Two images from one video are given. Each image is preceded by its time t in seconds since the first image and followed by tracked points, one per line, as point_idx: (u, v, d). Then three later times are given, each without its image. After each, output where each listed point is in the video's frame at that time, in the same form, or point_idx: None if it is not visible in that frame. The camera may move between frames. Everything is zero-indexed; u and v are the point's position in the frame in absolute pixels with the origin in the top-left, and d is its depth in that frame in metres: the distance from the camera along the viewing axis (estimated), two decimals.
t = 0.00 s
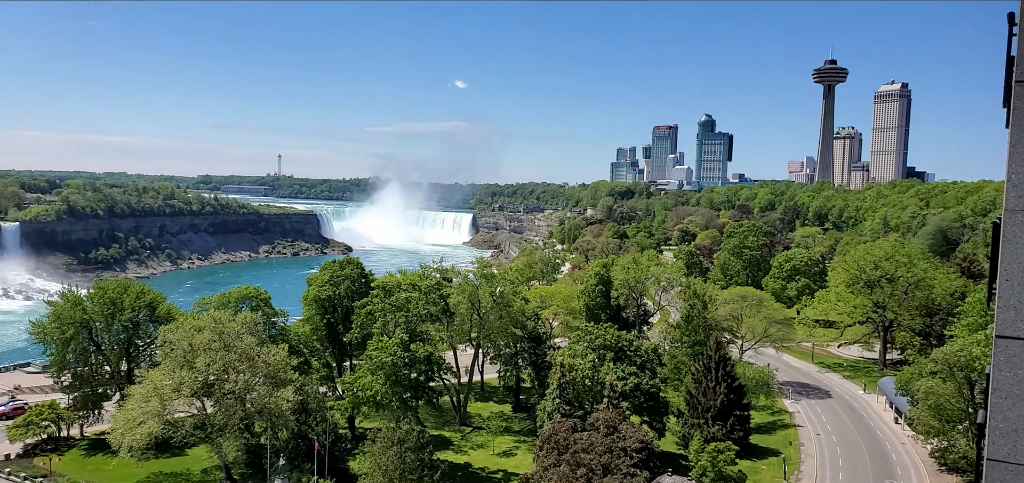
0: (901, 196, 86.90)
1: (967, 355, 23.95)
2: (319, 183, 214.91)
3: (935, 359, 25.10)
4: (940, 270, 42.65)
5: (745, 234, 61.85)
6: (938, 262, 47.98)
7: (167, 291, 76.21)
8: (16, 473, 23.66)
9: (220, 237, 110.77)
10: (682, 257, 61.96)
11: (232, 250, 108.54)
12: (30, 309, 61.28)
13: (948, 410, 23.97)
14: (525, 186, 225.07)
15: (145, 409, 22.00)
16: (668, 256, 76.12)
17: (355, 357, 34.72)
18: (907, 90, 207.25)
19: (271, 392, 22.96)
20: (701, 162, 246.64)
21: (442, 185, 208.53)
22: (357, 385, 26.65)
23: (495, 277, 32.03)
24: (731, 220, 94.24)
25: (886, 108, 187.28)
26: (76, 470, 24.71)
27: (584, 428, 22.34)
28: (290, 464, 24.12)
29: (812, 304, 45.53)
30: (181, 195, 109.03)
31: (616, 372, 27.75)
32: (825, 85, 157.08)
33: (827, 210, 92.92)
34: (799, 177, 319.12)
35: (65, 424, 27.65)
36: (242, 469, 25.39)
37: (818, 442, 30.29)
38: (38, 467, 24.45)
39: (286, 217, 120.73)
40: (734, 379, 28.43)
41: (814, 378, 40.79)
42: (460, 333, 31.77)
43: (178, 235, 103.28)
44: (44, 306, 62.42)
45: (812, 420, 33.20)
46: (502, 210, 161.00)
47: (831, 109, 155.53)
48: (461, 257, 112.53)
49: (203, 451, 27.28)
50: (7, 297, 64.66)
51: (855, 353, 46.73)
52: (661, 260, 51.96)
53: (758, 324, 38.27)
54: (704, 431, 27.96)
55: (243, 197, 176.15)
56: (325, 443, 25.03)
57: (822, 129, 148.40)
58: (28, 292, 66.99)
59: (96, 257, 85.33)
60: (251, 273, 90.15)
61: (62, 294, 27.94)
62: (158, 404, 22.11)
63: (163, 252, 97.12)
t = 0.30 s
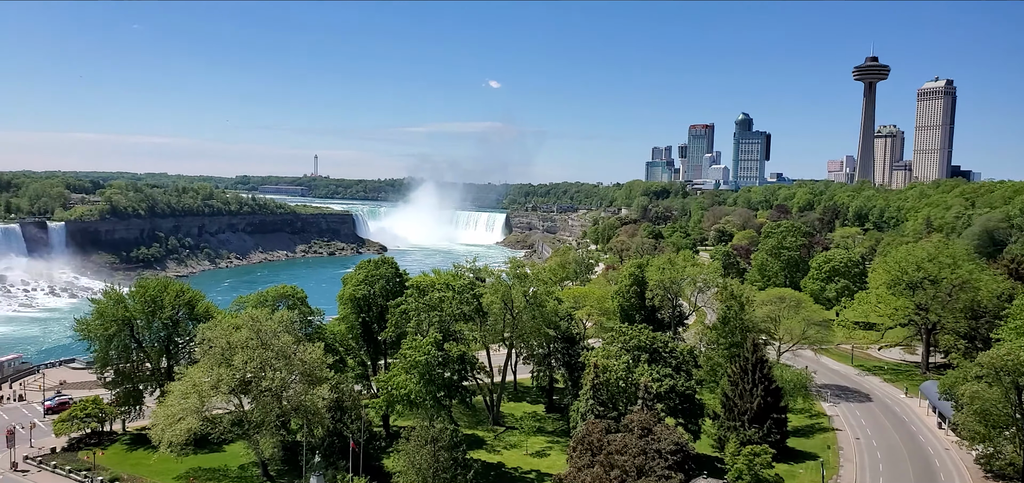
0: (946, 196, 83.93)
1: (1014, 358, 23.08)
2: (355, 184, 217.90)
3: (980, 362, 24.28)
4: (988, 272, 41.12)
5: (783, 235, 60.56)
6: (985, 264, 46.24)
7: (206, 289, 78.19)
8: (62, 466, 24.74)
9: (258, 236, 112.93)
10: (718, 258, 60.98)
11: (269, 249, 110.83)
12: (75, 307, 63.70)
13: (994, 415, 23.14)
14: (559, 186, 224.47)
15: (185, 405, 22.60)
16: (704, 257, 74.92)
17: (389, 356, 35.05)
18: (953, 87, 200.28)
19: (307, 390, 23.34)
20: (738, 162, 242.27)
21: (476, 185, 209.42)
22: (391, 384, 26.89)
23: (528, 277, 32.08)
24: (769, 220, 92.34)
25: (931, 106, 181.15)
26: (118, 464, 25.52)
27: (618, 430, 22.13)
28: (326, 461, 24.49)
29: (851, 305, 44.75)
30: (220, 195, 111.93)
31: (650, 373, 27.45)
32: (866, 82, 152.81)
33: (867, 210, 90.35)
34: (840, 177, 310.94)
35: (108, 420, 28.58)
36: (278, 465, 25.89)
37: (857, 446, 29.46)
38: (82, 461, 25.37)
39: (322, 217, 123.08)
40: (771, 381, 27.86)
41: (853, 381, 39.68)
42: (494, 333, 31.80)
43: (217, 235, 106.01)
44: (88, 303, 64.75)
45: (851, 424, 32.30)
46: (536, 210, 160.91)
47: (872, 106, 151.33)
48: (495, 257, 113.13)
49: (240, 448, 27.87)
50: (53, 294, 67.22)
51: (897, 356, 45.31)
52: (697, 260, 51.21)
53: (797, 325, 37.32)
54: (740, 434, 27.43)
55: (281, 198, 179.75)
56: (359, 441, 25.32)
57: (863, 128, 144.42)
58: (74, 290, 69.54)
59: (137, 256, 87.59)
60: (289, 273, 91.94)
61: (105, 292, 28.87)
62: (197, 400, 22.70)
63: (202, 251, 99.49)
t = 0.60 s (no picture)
0: (993, 195, 80.94)
1: None
2: (389, 184, 220.19)
3: None
4: None
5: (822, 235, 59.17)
6: None
7: (244, 287, 79.98)
8: (104, 459, 25.60)
9: (294, 236, 114.97)
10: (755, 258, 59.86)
11: (305, 248, 112.84)
12: (117, 304, 65.88)
13: None
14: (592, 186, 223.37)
15: (222, 401, 23.14)
16: (740, 258, 73.57)
17: (422, 354, 35.28)
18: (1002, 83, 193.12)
19: (341, 388, 23.66)
20: (775, 161, 237.55)
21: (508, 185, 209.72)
22: (424, 382, 27.07)
23: (560, 277, 32.00)
24: (807, 220, 90.27)
25: (978, 103, 174.99)
26: (157, 458, 26.23)
27: (652, 431, 21.87)
28: (359, 458, 24.84)
29: (892, 307, 43.39)
30: (256, 195, 114.54)
31: (684, 375, 27.07)
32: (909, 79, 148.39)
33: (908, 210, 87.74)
34: (881, 176, 302.61)
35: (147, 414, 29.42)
36: (313, 462, 26.31)
37: (897, 451, 28.62)
38: (123, 454, 26.20)
39: (357, 216, 125.22)
40: (809, 384, 27.25)
41: (893, 385, 38.56)
42: (526, 333, 31.78)
43: (254, 233, 108.44)
44: (129, 300, 66.93)
45: (891, 429, 31.36)
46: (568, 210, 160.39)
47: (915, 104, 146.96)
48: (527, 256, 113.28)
49: (276, 444, 28.40)
50: (96, 291, 69.38)
51: (940, 359, 43.90)
52: (733, 261, 50.35)
53: (835, 327, 36.45)
54: (776, 437, 26.86)
55: (317, 198, 182.69)
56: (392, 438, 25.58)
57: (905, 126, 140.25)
58: (116, 287, 71.82)
59: (176, 254, 90.27)
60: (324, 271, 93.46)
61: (146, 290, 29.73)
62: (234, 396, 23.23)
63: (240, 250, 101.64)
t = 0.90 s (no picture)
0: None
1: None
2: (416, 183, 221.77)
3: None
4: None
5: (854, 236, 57.96)
6: None
7: (274, 285, 81.26)
8: (137, 454, 26.27)
9: (322, 235, 116.46)
10: (785, 259, 58.89)
11: (333, 247, 114.26)
12: (149, 301, 67.54)
13: None
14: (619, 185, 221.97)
15: (252, 398, 23.55)
16: (771, 259, 72.43)
17: (449, 353, 35.49)
18: None
19: (369, 386, 23.93)
20: (806, 161, 233.44)
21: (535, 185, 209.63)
22: (450, 381, 27.18)
23: (588, 277, 31.81)
24: (839, 220, 88.39)
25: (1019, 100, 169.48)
26: (189, 453, 26.82)
27: (680, 432, 21.61)
28: (386, 456, 25.06)
29: (926, 310, 42.22)
30: (286, 195, 116.35)
31: (712, 376, 26.73)
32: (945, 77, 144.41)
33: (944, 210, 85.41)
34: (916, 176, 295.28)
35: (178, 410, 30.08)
36: (340, 459, 26.65)
37: (931, 456, 27.85)
38: (155, 449, 26.83)
39: (385, 216, 126.34)
40: (839, 386, 26.72)
41: (927, 388, 37.55)
42: (553, 333, 31.74)
43: (283, 232, 110.11)
44: (161, 298, 68.62)
45: (925, 433, 30.53)
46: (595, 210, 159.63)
47: (952, 102, 143.01)
48: (554, 256, 112.95)
49: (303, 441, 28.80)
50: (129, 289, 71.15)
51: (976, 363, 42.61)
52: (764, 261, 49.57)
53: (867, 330, 35.62)
54: (806, 440, 26.35)
55: (346, 197, 184.78)
56: (419, 437, 25.73)
57: (942, 125, 136.59)
58: (148, 285, 73.62)
59: (206, 253, 92.18)
60: (352, 270, 94.48)
61: (178, 287, 30.38)
62: (263, 394, 23.64)
63: (269, 248, 103.26)
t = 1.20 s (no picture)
0: None
1: None
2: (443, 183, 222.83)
3: None
4: None
5: (887, 236, 56.62)
6: None
7: (303, 283, 82.46)
8: (169, 449, 26.87)
9: (351, 234, 117.79)
10: (815, 259, 57.70)
11: (361, 245, 115.45)
12: (181, 299, 69.15)
13: None
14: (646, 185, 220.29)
15: (281, 395, 23.92)
16: (801, 259, 71.15)
17: (475, 352, 35.60)
18: None
19: (396, 384, 24.14)
20: (838, 159, 228.96)
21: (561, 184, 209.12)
22: (477, 380, 27.24)
23: (615, 277, 31.56)
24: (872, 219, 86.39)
25: None
26: (220, 449, 27.35)
27: (709, 433, 21.26)
28: (413, 454, 25.26)
29: (962, 311, 41.01)
30: (315, 194, 118.03)
31: (741, 377, 26.32)
32: (983, 73, 140.37)
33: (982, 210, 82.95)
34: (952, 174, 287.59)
35: (209, 407, 30.65)
36: (368, 456, 26.92)
37: (968, 461, 27.04)
38: (187, 445, 27.42)
39: (412, 215, 127.25)
40: (872, 388, 26.09)
41: (964, 391, 36.51)
42: (580, 333, 31.59)
43: (312, 231, 111.57)
44: (192, 296, 70.14)
45: (962, 437, 29.64)
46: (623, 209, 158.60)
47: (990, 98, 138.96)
48: (581, 256, 112.49)
49: (331, 438, 29.16)
50: (162, 287, 72.85)
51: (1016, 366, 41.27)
52: (794, 261, 48.69)
53: (900, 332, 34.47)
54: (837, 442, 25.80)
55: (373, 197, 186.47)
56: (445, 435, 25.84)
57: (980, 122, 132.82)
58: (179, 283, 75.23)
59: (236, 251, 93.82)
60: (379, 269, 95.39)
61: (209, 285, 30.95)
62: (292, 391, 24.00)
63: (298, 247, 104.69)
